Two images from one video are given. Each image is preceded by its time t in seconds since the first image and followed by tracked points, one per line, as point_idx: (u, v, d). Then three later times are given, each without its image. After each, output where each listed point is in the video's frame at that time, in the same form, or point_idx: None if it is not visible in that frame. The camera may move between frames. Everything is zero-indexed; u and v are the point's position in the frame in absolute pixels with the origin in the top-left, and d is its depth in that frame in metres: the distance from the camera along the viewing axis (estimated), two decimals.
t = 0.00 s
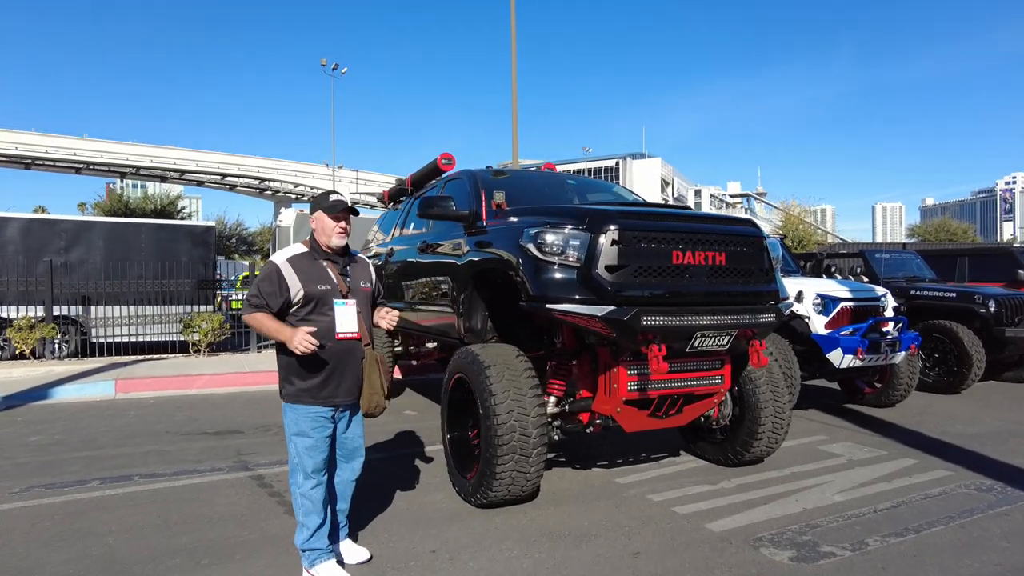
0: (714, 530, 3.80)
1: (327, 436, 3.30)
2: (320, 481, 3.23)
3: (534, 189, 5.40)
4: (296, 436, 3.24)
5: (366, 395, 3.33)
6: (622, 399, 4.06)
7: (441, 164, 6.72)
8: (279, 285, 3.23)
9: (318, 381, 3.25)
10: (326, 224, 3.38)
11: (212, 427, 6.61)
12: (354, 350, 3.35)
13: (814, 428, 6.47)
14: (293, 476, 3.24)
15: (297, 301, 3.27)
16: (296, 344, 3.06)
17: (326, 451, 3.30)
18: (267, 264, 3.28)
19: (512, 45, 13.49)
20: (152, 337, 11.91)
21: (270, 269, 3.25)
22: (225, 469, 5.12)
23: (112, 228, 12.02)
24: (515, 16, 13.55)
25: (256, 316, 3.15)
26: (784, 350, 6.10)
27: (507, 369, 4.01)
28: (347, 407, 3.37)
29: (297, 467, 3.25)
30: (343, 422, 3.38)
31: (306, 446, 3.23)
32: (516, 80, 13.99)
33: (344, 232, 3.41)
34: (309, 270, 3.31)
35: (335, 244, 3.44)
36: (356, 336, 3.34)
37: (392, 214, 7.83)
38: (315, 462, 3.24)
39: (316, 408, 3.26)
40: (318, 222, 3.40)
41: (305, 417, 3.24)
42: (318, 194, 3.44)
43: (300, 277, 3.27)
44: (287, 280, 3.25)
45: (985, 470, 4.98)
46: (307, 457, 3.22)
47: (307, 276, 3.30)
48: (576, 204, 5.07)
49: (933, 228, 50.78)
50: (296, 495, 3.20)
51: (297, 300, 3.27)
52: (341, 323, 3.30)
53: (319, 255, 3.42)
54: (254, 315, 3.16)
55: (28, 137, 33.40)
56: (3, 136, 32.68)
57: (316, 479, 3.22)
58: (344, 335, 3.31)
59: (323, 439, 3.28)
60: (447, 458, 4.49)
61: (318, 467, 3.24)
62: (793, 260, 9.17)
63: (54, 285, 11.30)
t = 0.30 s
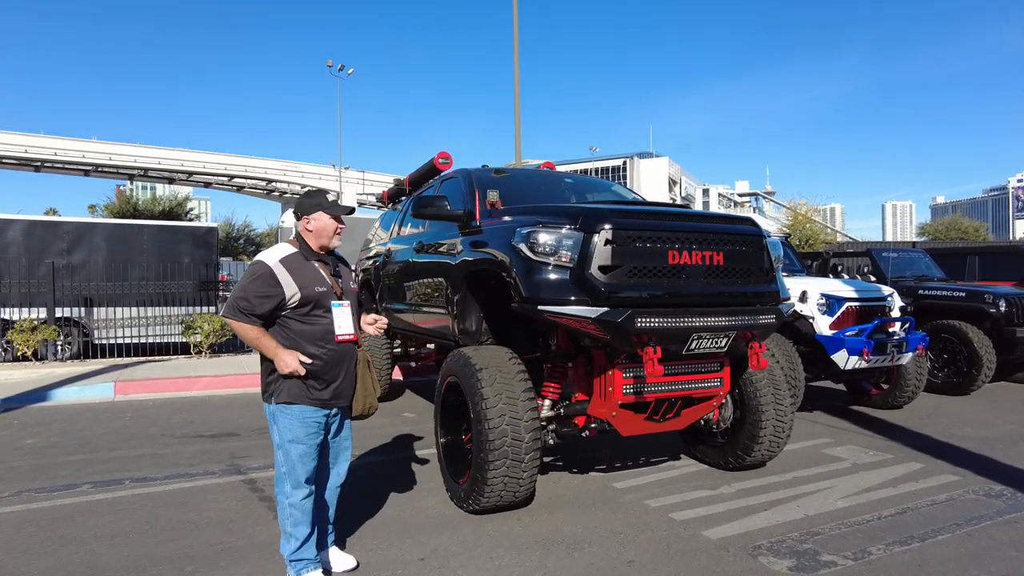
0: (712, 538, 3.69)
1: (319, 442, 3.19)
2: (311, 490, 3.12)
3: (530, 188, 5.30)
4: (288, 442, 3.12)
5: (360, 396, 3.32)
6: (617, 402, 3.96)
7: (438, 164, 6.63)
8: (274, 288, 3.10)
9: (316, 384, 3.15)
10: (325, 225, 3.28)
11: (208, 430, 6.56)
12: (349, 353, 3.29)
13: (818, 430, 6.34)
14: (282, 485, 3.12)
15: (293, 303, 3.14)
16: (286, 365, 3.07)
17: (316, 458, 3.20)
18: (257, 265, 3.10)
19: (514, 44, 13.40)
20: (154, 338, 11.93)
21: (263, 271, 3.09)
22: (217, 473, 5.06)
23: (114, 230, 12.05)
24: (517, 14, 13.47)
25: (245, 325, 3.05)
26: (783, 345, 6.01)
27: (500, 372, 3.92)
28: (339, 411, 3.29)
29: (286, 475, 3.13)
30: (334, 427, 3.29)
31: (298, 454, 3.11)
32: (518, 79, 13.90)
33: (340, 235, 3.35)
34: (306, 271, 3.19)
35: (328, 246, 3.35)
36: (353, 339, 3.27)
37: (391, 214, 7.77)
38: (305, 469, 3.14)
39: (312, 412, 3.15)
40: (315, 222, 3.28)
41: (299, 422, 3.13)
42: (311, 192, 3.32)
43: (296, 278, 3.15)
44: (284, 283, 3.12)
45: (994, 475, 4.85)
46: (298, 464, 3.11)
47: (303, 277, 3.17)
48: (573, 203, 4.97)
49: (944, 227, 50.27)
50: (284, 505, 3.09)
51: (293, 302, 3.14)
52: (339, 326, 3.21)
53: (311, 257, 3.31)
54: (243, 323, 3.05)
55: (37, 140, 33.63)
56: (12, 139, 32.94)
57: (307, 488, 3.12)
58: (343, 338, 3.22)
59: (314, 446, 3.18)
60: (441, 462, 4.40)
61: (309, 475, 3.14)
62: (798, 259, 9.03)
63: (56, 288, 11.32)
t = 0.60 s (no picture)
0: (712, 543, 3.62)
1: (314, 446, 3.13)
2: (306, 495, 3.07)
3: (530, 187, 5.24)
4: (284, 448, 3.05)
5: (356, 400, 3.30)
6: (616, 404, 3.89)
7: (438, 163, 6.58)
8: (274, 290, 3.03)
9: (318, 388, 3.10)
10: (321, 224, 3.24)
11: (209, 431, 6.55)
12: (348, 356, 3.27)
13: (825, 433, 6.25)
14: (275, 489, 3.06)
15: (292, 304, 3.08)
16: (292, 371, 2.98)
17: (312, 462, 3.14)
18: (256, 267, 3.01)
19: (519, 44, 13.36)
20: (159, 339, 11.97)
21: (263, 273, 3.01)
22: (216, 474, 5.04)
23: (120, 231, 12.12)
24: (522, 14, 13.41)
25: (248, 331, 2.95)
26: (784, 343, 5.96)
27: (497, 373, 3.87)
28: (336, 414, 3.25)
29: (280, 480, 3.06)
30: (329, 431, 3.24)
31: (294, 460, 3.04)
32: (523, 78, 13.83)
33: (334, 235, 3.33)
34: (304, 271, 3.13)
35: (322, 246, 3.31)
36: (351, 341, 3.21)
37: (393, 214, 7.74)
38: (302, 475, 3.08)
39: (310, 417, 3.09)
40: (310, 221, 3.24)
41: (296, 428, 3.05)
42: (305, 190, 3.28)
43: (295, 279, 3.09)
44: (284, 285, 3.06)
45: (1004, 479, 4.74)
46: (294, 470, 3.05)
47: (301, 278, 3.11)
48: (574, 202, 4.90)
49: (955, 227, 49.79)
50: (278, 510, 3.04)
51: (293, 304, 3.08)
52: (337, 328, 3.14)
53: (306, 257, 3.26)
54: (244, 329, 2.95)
55: (48, 142, 33.94)
56: (24, 142, 33.29)
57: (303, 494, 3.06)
58: (342, 339, 3.15)
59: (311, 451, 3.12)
60: (439, 464, 4.35)
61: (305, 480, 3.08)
62: (805, 259, 8.92)
63: (63, 289, 11.38)
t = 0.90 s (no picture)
0: (712, 549, 3.53)
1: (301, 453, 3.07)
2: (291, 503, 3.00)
3: (530, 185, 5.16)
4: (269, 456, 2.98)
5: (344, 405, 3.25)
6: (614, 406, 3.81)
7: (438, 161, 6.50)
8: (257, 289, 2.99)
9: (304, 394, 3.03)
10: (307, 221, 3.22)
11: (207, 431, 6.51)
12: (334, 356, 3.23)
13: (830, 436, 6.14)
14: (260, 497, 2.99)
15: (276, 304, 3.05)
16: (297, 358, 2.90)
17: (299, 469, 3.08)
18: (237, 267, 2.94)
19: (524, 44, 13.29)
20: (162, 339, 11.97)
21: (244, 272, 2.95)
22: (210, 475, 4.99)
23: (123, 230, 12.12)
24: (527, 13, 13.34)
25: (238, 332, 2.89)
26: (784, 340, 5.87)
27: (492, 374, 3.79)
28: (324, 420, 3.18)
29: (265, 488, 3.00)
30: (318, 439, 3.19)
31: (280, 467, 2.98)
32: (528, 76, 13.72)
33: (319, 230, 3.30)
34: (287, 270, 3.09)
35: (306, 241, 3.28)
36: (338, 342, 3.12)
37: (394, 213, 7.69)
38: (288, 483, 3.01)
39: (296, 425, 3.02)
40: (295, 216, 3.21)
41: (282, 436, 2.99)
42: (290, 183, 3.23)
43: (278, 278, 3.05)
44: (268, 284, 3.02)
45: (1014, 484, 4.63)
46: (280, 478, 2.98)
47: (284, 277, 3.08)
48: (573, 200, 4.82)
49: (965, 228, 49.35)
50: (263, 518, 2.97)
51: (277, 303, 3.05)
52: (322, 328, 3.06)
53: (292, 254, 3.24)
54: (233, 330, 2.89)
55: (57, 143, 34.08)
56: (33, 143, 33.48)
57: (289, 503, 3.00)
58: (329, 340, 3.06)
59: (297, 458, 3.05)
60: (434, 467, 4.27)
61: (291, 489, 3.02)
62: (811, 259, 8.81)
63: (66, 288, 11.39)
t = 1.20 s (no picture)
0: (708, 558, 3.42)
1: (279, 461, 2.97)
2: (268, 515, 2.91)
3: (524, 183, 5.05)
4: (244, 467, 2.89)
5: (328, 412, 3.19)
6: (608, 410, 3.70)
7: (432, 159, 6.38)
8: (230, 291, 2.89)
9: (277, 404, 2.92)
10: (286, 219, 3.12)
11: (199, 433, 6.41)
12: (313, 361, 3.12)
13: (831, 439, 6.03)
14: (237, 508, 2.90)
15: (250, 308, 2.96)
16: (279, 354, 2.80)
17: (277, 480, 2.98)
18: (210, 268, 2.84)
19: (523, 42, 13.19)
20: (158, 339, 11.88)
21: (217, 274, 2.84)
22: (198, 478, 4.90)
23: (120, 229, 12.02)
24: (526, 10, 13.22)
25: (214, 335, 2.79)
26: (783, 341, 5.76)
27: (483, 377, 3.69)
28: (304, 430, 3.07)
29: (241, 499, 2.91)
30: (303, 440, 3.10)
31: (255, 478, 2.89)
32: (529, 74, 13.59)
33: (298, 229, 3.20)
34: (262, 272, 3.00)
35: (284, 241, 3.19)
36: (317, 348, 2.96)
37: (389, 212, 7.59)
38: (265, 494, 2.92)
39: (272, 436, 2.93)
40: (273, 214, 3.11)
41: (257, 447, 2.89)
42: (270, 178, 3.12)
43: (253, 281, 2.96)
44: (242, 287, 2.93)
45: (1020, 490, 4.51)
46: (256, 490, 2.89)
47: (259, 279, 2.98)
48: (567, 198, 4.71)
49: (969, 228, 49.14)
50: (240, 530, 2.88)
51: (251, 307, 2.96)
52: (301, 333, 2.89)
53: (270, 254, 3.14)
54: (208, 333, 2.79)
55: (58, 142, 34.00)
56: (34, 142, 33.43)
57: (265, 515, 2.91)
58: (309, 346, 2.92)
59: (274, 469, 2.96)
60: (424, 471, 4.17)
61: (267, 501, 2.93)
62: (812, 259, 8.69)
63: (62, 288, 11.30)
